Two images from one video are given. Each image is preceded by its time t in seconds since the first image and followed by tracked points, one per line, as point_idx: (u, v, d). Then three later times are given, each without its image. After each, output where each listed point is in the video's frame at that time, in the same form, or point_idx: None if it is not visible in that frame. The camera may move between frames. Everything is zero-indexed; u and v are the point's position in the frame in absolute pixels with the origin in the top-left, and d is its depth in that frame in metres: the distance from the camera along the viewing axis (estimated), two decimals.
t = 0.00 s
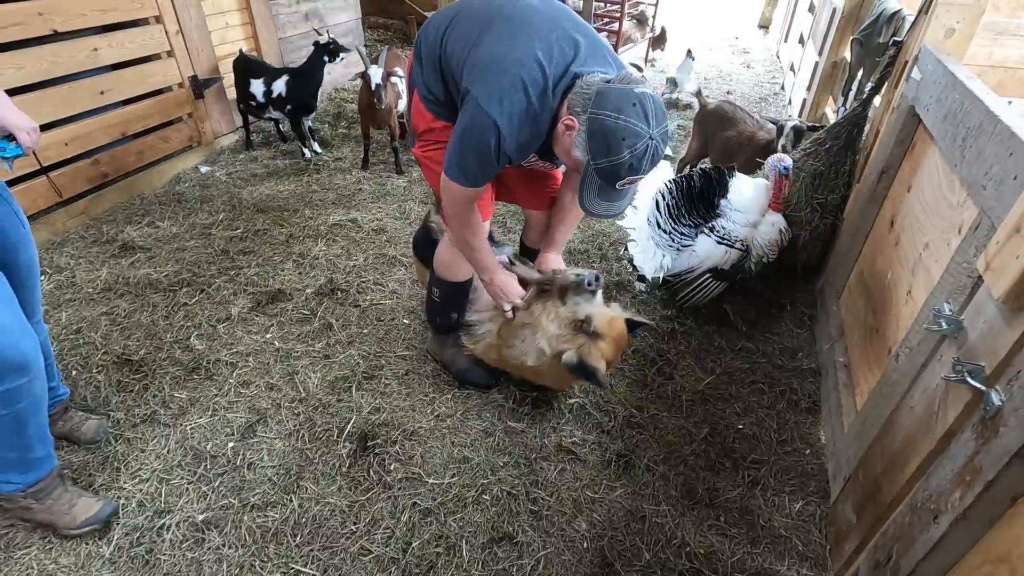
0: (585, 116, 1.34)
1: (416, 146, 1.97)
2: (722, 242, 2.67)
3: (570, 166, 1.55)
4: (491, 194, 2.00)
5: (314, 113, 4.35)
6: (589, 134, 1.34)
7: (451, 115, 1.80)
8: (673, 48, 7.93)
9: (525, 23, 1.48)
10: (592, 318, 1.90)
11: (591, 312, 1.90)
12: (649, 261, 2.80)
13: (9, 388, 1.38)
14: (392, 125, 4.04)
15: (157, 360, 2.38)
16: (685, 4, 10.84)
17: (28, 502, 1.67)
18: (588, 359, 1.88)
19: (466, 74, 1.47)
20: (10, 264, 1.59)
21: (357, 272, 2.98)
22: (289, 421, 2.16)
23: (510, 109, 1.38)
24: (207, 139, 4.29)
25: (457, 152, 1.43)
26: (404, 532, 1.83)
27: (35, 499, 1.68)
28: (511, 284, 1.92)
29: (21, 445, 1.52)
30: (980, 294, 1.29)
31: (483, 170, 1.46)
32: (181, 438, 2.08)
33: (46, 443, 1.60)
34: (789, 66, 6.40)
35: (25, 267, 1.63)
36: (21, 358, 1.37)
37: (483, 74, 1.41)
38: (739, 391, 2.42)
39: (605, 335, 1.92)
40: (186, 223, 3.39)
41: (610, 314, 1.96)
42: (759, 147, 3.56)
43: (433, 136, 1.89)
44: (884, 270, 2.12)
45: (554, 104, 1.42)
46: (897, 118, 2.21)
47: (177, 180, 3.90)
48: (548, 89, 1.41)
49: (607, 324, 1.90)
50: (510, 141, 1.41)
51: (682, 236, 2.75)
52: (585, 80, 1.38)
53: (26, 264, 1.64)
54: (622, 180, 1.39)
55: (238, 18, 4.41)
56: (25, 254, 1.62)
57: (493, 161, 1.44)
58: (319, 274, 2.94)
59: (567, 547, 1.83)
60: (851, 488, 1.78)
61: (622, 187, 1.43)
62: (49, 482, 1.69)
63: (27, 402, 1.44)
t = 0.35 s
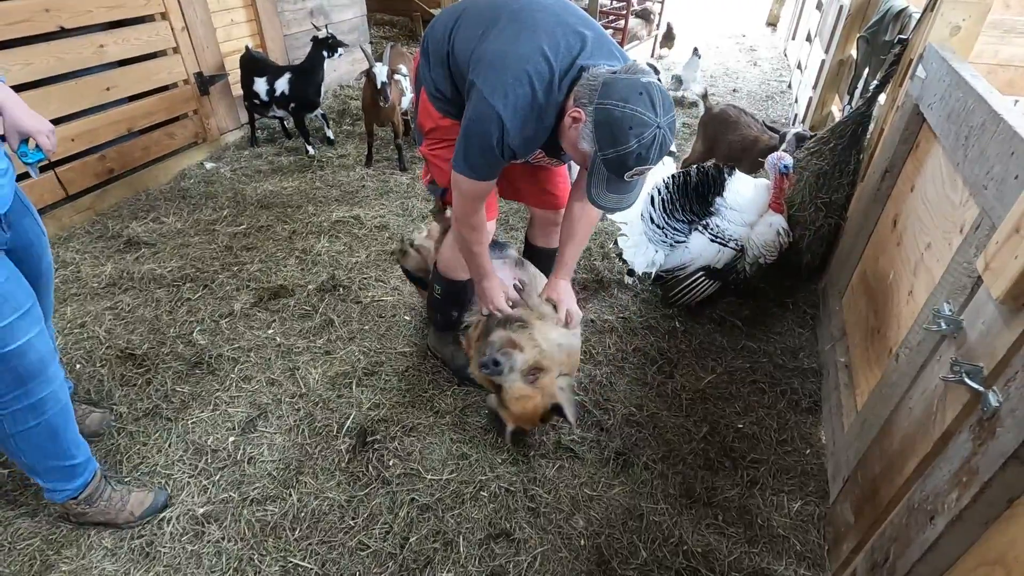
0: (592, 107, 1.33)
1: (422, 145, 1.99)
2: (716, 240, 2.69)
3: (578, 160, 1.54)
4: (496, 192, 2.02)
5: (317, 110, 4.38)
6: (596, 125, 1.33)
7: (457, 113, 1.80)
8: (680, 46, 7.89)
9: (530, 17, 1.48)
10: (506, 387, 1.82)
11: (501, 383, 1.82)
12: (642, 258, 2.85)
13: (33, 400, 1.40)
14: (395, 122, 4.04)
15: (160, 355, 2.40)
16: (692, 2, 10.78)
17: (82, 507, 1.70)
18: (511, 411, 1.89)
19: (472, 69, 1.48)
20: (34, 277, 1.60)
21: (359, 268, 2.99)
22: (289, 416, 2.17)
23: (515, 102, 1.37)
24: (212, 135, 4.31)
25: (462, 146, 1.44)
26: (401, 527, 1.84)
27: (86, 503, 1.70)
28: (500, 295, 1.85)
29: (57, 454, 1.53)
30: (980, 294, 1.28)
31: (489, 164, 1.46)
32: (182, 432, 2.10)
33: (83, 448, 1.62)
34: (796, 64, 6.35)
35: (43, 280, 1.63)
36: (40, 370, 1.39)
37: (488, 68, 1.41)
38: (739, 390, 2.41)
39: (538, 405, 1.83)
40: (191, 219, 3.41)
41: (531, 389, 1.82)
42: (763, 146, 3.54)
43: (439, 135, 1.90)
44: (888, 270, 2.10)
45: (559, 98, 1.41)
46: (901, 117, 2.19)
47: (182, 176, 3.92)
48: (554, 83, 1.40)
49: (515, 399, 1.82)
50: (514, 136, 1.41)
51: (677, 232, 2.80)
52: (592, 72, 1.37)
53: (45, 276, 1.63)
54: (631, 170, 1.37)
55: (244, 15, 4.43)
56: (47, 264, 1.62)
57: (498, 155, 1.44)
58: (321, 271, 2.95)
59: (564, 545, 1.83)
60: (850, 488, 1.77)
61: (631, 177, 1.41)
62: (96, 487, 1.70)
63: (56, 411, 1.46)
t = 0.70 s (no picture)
0: (581, 101, 1.31)
1: (422, 141, 2.00)
2: (713, 239, 2.67)
3: (569, 158, 1.52)
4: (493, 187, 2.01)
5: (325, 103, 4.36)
6: (585, 120, 1.31)
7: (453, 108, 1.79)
8: (687, 43, 7.83)
9: (525, 9, 1.47)
10: (574, 352, 1.76)
11: (572, 345, 1.77)
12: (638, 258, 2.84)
13: (38, 412, 1.40)
14: (398, 119, 4.04)
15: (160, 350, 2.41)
16: None
17: (82, 507, 1.69)
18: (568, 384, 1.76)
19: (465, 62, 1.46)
20: (72, 275, 1.58)
21: (359, 265, 2.98)
22: (287, 413, 2.17)
23: (505, 93, 1.37)
24: (217, 131, 4.32)
25: (454, 138, 1.44)
26: (397, 525, 1.84)
27: (85, 504, 1.69)
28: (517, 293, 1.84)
29: (59, 462, 1.54)
30: (983, 297, 1.26)
31: (480, 157, 1.46)
32: (181, 427, 2.10)
33: (84, 453, 1.62)
34: (804, 62, 6.29)
35: (84, 271, 1.60)
36: (47, 383, 1.40)
37: (481, 60, 1.40)
38: (740, 391, 2.39)
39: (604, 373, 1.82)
40: (194, 214, 3.41)
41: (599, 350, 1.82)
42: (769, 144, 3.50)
43: (437, 130, 1.92)
44: (891, 270, 2.07)
45: (550, 91, 1.40)
46: (908, 116, 2.15)
47: (186, 172, 3.93)
48: (546, 75, 1.39)
49: (589, 363, 1.76)
50: (505, 128, 1.40)
51: (674, 232, 2.79)
52: (583, 66, 1.35)
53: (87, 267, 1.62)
54: (620, 167, 1.34)
55: (248, 10, 4.43)
56: (80, 258, 1.59)
57: (489, 146, 1.44)
58: (322, 267, 2.95)
59: (560, 545, 1.82)
60: (849, 492, 1.75)
61: (622, 175, 1.39)
62: (95, 487, 1.70)
63: (57, 420, 1.46)
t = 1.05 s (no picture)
0: (584, 102, 1.29)
1: (427, 137, 1.96)
2: (691, 237, 2.70)
3: (571, 156, 1.50)
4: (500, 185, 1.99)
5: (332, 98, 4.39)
6: (587, 121, 1.29)
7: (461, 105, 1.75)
8: (693, 41, 7.77)
9: (529, 5, 1.45)
10: (570, 367, 1.85)
11: (568, 362, 1.84)
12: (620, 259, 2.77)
13: (42, 405, 1.41)
14: (400, 117, 4.02)
15: (157, 346, 2.40)
16: None
17: (76, 503, 1.69)
18: (567, 397, 1.91)
19: (469, 59, 1.44)
20: (85, 261, 1.56)
21: (359, 262, 2.97)
22: (283, 411, 2.16)
23: (509, 92, 1.35)
24: (219, 127, 4.32)
25: (459, 138, 1.43)
26: (391, 525, 1.82)
27: (80, 500, 1.69)
28: (527, 282, 1.82)
29: (60, 454, 1.54)
30: (988, 299, 1.22)
31: (484, 154, 1.44)
32: (176, 423, 2.09)
33: (82, 448, 1.62)
34: (812, 60, 6.23)
35: (97, 255, 1.59)
36: (53, 377, 1.40)
37: (485, 56, 1.38)
38: (741, 393, 2.36)
39: (603, 376, 1.91)
40: (195, 211, 3.41)
41: (594, 362, 1.90)
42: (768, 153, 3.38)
43: (444, 127, 1.86)
44: (896, 271, 2.04)
45: (554, 89, 1.38)
46: (914, 114, 2.12)
47: (188, 168, 3.93)
48: (549, 73, 1.37)
49: (584, 376, 1.87)
50: (509, 127, 1.39)
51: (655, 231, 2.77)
52: (586, 65, 1.33)
53: (100, 248, 1.60)
54: (624, 168, 1.33)
55: (251, 7, 4.42)
56: (92, 243, 1.58)
57: (494, 145, 1.43)
58: (321, 265, 2.94)
59: (555, 547, 1.80)
60: (850, 497, 1.72)
61: (624, 176, 1.37)
62: (91, 482, 1.69)
63: (61, 412, 1.47)
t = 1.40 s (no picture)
0: (583, 95, 1.28)
1: (429, 136, 1.96)
2: (688, 232, 2.69)
3: (572, 153, 1.49)
4: (501, 184, 1.99)
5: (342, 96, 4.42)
6: (585, 114, 1.28)
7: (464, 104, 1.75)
8: (698, 44, 7.76)
9: (532, 2, 1.45)
10: (524, 393, 1.80)
11: (521, 388, 1.79)
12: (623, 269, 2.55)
13: (63, 382, 1.44)
14: (402, 117, 4.04)
15: (158, 344, 2.41)
16: None
17: (78, 493, 1.70)
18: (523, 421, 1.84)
19: (471, 54, 1.44)
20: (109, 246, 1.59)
21: (359, 262, 2.98)
22: (281, 409, 2.17)
23: (509, 86, 1.35)
24: (224, 127, 4.34)
25: (459, 134, 1.44)
26: (386, 525, 1.82)
27: (83, 490, 1.70)
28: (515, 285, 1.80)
29: (71, 435, 1.55)
30: (987, 301, 1.21)
31: (483, 149, 1.44)
32: (176, 420, 2.10)
33: (93, 433, 1.63)
34: (817, 63, 6.20)
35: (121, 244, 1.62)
36: (74, 356, 1.42)
37: (486, 51, 1.38)
38: (741, 396, 2.34)
39: (563, 408, 1.82)
40: (198, 210, 3.43)
41: (551, 392, 1.81)
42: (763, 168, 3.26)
43: (446, 126, 1.86)
44: (898, 274, 2.02)
45: (555, 85, 1.37)
46: (915, 116, 2.10)
47: (193, 168, 3.95)
48: (550, 68, 1.36)
49: (539, 406, 1.79)
50: (508, 122, 1.38)
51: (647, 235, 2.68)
52: (587, 59, 1.32)
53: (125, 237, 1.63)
54: (623, 162, 1.31)
55: (257, 8, 4.45)
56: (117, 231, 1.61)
57: (494, 141, 1.42)
58: (322, 264, 2.95)
59: (551, 548, 1.79)
60: (848, 501, 1.71)
61: (623, 171, 1.35)
62: (96, 474, 1.71)
63: (81, 392, 1.49)
